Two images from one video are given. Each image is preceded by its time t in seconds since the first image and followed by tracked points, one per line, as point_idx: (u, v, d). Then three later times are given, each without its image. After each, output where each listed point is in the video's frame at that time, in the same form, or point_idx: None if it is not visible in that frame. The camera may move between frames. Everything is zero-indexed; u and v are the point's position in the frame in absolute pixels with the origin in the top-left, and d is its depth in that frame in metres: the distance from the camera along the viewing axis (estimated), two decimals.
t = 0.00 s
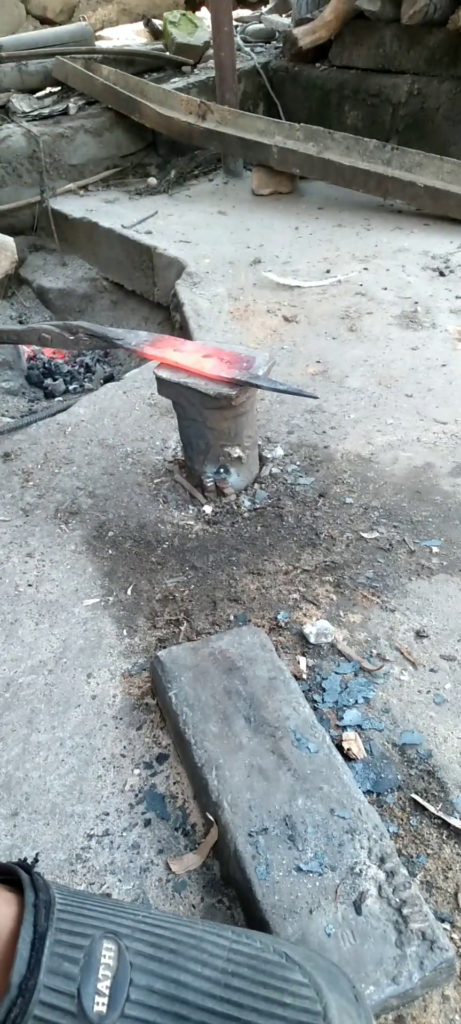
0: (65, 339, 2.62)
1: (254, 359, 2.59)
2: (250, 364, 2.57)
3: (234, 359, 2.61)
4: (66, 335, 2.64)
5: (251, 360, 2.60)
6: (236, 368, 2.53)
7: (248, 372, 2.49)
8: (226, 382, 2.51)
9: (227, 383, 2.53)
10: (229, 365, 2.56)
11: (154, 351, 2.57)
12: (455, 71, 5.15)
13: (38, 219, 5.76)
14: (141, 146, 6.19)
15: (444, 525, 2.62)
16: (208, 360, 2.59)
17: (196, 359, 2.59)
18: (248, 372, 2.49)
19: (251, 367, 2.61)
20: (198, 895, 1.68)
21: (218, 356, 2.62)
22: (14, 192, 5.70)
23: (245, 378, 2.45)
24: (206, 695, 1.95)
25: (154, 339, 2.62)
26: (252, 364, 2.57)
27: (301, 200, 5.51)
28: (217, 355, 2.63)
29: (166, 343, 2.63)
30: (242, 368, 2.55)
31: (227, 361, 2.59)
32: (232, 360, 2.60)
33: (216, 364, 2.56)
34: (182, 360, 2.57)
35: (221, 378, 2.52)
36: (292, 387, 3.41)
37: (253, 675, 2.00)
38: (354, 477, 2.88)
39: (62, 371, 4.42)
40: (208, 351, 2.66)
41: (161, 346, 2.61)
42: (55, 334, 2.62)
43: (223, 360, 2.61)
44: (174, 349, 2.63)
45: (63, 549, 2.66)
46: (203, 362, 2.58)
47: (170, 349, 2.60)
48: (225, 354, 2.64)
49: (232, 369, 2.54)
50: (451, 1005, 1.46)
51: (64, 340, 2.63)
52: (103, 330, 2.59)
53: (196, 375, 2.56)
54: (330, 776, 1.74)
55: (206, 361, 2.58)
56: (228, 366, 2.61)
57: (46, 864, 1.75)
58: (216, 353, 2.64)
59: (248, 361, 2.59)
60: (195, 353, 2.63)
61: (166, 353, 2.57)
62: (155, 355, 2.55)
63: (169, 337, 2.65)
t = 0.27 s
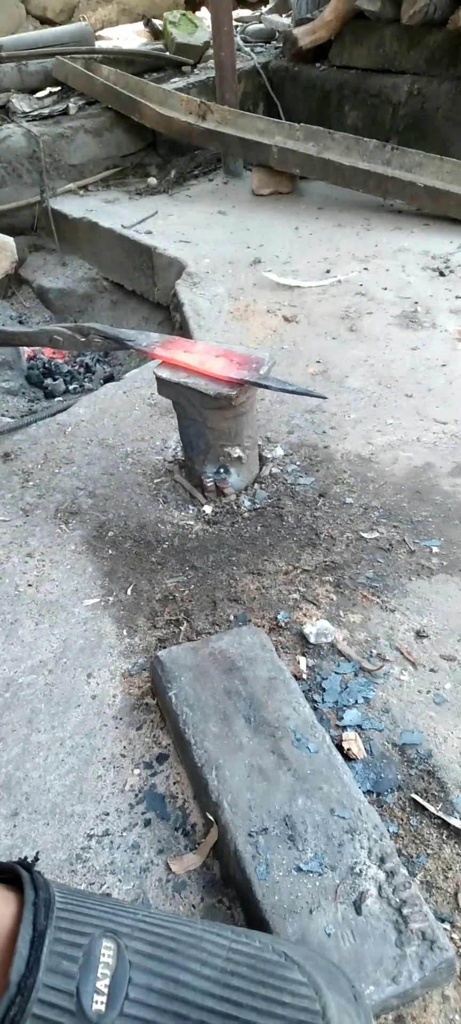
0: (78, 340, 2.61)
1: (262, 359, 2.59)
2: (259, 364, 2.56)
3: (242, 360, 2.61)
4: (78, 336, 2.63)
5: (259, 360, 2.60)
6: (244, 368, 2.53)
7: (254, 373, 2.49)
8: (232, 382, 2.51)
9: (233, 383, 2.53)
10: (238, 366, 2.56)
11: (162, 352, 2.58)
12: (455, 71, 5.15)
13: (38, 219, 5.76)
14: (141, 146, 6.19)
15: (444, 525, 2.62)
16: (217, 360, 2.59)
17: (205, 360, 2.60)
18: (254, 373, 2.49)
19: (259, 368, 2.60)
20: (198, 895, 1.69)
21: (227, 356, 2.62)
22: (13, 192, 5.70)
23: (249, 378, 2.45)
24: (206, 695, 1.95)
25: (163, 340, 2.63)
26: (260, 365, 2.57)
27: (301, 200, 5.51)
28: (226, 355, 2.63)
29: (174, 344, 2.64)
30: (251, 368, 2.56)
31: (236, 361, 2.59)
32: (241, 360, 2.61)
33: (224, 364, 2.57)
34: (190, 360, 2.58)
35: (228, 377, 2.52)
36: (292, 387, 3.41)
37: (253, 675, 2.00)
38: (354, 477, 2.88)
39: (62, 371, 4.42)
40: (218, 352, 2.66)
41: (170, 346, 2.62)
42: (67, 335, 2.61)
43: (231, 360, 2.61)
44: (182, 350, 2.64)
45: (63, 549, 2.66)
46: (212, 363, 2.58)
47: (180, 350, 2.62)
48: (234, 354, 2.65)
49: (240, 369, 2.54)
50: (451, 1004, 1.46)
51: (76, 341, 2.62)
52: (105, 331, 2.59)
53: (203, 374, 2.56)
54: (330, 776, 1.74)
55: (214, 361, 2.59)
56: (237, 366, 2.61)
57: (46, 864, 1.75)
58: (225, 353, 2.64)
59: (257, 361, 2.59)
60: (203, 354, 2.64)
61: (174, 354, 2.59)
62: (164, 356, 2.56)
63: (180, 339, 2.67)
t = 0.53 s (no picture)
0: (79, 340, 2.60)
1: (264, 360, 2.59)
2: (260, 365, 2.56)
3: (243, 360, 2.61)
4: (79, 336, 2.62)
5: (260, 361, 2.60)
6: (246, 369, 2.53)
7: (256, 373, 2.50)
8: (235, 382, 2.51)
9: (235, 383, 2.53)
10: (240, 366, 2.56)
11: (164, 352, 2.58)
12: (455, 71, 5.15)
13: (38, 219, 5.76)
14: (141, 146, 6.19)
15: (444, 525, 2.62)
16: (219, 360, 2.60)
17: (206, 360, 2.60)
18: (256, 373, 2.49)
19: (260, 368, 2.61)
20: (198, 894, 1.69)
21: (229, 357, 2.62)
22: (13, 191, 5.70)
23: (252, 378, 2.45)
24: (206, 695, 1.95)
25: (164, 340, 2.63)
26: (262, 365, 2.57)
27: (301, 200, 5.51)
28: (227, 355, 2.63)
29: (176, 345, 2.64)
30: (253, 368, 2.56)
31: (238, 361, 2.60)
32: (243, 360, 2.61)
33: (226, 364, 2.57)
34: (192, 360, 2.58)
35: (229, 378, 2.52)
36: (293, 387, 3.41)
37: (253, 675, 2.00)
38: (354, 477, 2.88)
39: (62, 371, 4.42)
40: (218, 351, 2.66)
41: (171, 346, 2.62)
42: (68, 335, 2.60)
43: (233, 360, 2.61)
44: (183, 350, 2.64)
45: (63, 549, 2.66)
46: (214, 363, 2.58)
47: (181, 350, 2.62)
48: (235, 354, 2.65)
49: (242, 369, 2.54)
50: (451, 1005, 1.46)
51: (77, 341, 2.61)
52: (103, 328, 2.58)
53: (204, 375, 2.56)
54: (330, 776, 1.74)
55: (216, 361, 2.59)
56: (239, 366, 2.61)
57: (46, 864, 1.75)
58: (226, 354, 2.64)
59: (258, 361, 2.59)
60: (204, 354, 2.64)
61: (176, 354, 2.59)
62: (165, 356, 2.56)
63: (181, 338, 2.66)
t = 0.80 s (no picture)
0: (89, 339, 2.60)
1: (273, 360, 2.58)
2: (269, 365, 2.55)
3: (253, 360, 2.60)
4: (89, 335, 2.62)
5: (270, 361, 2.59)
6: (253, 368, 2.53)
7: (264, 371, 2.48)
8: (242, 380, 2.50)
9: (240, 383, 2.52)
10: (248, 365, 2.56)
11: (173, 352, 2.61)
12: (455, 71, 5.15)
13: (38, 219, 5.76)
14: (141, 146, 6.19)
15: (444, 525, 2.62)
16: (228, 360, 2.60)
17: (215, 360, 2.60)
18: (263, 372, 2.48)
19: (270, 369, 2.60)
20: (198, 895, 1.69)
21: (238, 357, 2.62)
22: (13, 191, 5.70)
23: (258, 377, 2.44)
24: (206, 695, 1.95)
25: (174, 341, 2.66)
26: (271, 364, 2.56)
27: (301, 200, 5.51)
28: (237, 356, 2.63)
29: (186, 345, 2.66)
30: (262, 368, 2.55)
31: (246, 361, 2.59)
32: (252, 360, 2.61)
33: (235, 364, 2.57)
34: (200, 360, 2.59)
35: (235, 377, 2.52)
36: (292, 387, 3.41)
37: (253, 675, 2.00)
38: (354, 477, 2.88)
39: (62, 371, 4.42)
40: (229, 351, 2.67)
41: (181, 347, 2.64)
42: (78, 334, 2.60)
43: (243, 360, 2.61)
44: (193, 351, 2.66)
45: (63, 549, 2.66)
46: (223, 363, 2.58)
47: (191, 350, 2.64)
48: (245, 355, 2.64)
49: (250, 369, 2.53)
50: (451, 1005, 1.45)
51: (87, 340, 2.61)
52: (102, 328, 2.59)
53: (211, 374, 2.56)
54: (330, 776, 1.74)
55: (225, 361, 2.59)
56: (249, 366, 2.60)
57: (46, 863, 1.75)
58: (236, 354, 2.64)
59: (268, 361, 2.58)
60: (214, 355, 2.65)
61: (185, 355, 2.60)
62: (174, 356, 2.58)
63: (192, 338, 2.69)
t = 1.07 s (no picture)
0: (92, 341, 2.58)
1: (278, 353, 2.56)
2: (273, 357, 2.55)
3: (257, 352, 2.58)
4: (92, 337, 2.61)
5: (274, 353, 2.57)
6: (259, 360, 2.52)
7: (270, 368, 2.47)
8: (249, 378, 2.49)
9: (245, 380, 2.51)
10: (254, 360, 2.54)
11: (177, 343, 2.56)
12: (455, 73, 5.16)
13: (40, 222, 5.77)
14: (142, 149, 6.21)
15: (443, 525, 2.63)
16: (232, 353, 2.57)
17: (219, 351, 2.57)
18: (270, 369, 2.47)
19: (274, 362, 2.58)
20: (197, 899, 1.68)
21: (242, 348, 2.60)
22: (15, 194, 5.71)
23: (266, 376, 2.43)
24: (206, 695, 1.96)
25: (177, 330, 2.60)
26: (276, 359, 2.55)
27: (301, 203, 5.52)
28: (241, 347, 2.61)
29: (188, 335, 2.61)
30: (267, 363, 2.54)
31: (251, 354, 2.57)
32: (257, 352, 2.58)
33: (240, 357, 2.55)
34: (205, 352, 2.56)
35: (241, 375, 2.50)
36: (292, 388, 3.42)
37: (253, 675, 2.00)
38: (353, 477, 2.89)
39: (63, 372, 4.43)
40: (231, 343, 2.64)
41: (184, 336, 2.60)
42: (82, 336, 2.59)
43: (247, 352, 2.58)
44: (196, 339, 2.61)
45: (63, 549, 2.66)
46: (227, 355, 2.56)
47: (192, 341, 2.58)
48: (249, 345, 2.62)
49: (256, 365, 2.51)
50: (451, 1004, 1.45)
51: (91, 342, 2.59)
52: (102, 328, 2.59)
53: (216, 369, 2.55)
54: (330, 776, 1.74)
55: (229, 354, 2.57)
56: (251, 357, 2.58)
57: (47, 863, 1.75)
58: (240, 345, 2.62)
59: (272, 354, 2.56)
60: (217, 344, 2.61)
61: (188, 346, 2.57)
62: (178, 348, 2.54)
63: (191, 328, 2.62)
